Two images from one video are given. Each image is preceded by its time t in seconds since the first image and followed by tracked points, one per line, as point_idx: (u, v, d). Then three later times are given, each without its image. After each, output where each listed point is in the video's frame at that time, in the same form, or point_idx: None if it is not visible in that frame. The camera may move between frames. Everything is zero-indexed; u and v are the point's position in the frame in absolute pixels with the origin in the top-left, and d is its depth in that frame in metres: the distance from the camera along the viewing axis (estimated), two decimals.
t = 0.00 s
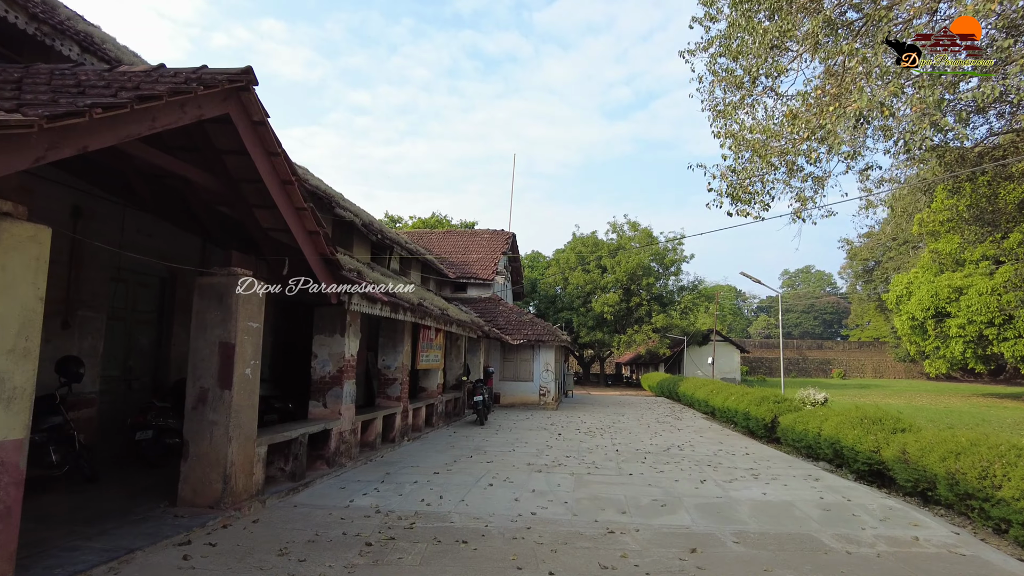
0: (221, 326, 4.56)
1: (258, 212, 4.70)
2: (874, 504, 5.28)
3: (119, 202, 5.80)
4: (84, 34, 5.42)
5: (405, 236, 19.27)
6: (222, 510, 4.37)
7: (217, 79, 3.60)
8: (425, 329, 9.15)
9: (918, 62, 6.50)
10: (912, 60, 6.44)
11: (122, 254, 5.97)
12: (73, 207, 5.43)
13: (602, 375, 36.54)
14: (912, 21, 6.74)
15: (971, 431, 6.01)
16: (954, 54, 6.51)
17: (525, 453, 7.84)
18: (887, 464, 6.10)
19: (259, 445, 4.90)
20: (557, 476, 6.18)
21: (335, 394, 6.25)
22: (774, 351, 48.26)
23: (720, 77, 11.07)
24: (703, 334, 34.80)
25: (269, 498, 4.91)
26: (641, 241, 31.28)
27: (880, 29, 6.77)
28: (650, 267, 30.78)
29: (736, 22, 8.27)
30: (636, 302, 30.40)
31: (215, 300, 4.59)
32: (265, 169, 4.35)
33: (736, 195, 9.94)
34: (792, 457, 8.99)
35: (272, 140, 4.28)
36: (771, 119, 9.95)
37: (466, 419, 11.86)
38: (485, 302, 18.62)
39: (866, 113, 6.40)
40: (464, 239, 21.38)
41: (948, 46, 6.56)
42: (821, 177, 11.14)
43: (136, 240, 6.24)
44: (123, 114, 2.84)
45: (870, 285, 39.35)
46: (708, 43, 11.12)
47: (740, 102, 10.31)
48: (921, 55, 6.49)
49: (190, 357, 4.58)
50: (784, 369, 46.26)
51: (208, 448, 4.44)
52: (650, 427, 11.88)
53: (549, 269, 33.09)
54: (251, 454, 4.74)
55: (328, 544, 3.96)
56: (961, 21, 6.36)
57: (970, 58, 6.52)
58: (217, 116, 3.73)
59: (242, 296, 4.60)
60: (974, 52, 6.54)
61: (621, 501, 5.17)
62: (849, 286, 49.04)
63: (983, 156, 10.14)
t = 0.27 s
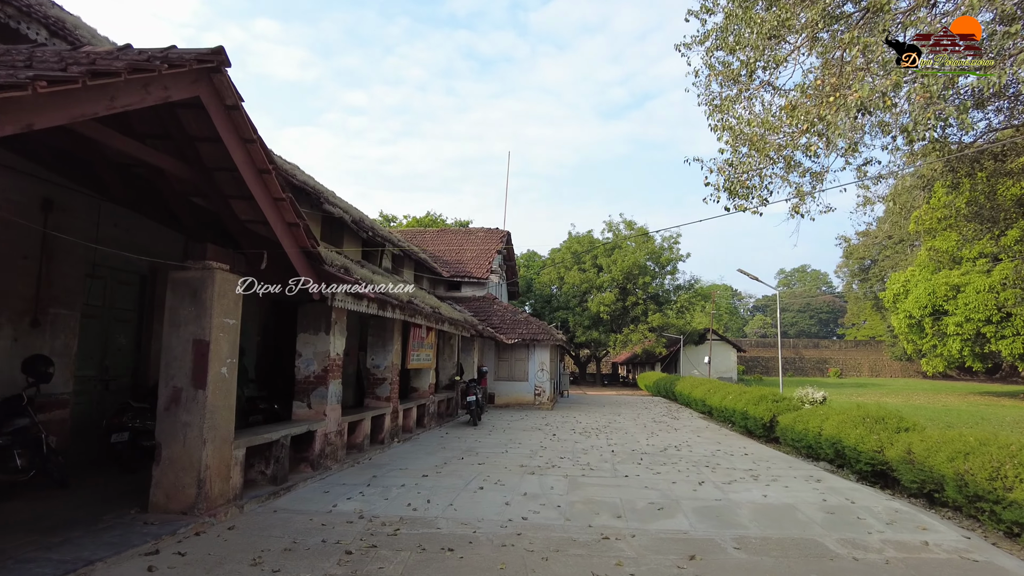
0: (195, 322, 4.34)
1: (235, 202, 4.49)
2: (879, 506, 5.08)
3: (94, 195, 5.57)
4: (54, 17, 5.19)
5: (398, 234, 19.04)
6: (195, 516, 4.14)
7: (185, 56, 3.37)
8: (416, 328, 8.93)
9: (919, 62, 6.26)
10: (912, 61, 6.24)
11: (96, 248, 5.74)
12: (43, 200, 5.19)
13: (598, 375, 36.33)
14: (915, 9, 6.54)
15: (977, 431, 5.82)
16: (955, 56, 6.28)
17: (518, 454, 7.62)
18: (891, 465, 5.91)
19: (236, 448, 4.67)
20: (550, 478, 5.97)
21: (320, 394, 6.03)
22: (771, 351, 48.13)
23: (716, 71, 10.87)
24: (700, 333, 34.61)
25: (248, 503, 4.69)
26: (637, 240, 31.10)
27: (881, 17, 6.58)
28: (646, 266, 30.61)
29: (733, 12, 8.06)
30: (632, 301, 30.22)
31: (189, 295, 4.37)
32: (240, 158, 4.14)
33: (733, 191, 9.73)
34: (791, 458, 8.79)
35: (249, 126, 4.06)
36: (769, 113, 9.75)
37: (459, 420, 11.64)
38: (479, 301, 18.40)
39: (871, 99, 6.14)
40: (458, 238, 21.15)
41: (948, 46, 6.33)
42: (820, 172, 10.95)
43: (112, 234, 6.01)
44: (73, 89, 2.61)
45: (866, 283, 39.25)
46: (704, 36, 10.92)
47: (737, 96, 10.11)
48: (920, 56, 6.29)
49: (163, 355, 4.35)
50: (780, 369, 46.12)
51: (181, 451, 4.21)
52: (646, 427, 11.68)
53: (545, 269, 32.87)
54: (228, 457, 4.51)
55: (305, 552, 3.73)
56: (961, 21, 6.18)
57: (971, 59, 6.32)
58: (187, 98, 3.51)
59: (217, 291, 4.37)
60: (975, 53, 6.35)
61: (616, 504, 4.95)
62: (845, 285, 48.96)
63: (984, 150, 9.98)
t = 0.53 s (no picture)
0: (163, 323, 4.10)
1: (206, 197, 4.24)
2: (884, 513, 4.87)
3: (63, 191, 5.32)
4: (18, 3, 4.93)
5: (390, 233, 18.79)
6: (164, 529, 3.90)
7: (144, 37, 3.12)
8: (405, 328, 8.70)
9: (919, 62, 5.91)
10: (913, 61, 5.88)
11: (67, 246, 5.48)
12: (8, 195, 4.94)
13: (593, 375, 36.11)
14: None
15: (983, 433, 5.62)
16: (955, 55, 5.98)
17: (510, 458, 7.40)
18: (895, 469, 5.70)
19: (210, 456, 4.43)
20: (542, 484, 5.75)
21: (302, 398, 5.80)
22: (766, 349, 48.02)
23: (712, 66, 10.64)
24: (695, 332, 34.42)
25: (222, 514, 4.45)
26: (632, 239, 30.90)
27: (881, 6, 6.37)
28: (641, 265, 30.40)
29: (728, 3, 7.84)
30: (627, 300, 30.03)
31: (157, 294, 4.13)
32: (210, 149, 3.90)
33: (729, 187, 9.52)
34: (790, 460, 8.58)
35: (218, 115, 3.81)
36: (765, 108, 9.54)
37: (450, 422, 11.41)
38: (472, 301, 18.16)
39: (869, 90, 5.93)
40: (451, 236, 20.91)
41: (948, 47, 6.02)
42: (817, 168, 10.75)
43: (85, 232, 5.75)
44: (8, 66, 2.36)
45: (861, 282, 39.16)
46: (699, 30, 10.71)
47: (733, 90, 9.89)
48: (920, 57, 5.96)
49: (130, 359, 4.11)
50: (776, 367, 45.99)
51: (148, 460, 3.97)
52: (642, 428, 11.46)
53: (539, 268, 32.62)
54: (200, 465, 4.27)
55: (278, 568, 3.50)
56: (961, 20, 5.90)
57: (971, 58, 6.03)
58: (147, 83, 3.26)
59: (187, 291, 4.14)
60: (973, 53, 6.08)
61: (610, 512, 4.73)
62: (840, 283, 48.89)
63: (986, 147, 9.79)
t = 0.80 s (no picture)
0: (133, 315, 3.85)
1: (181, 181, 3.99)
2: (892, 517, 4.67)
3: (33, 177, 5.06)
4: None
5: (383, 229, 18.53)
6: (132, 535, 3.66)
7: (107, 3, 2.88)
8: (395, 324, 8.46)
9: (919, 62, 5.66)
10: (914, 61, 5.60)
11: (38, 236, 5.23)
12: None
13: (588, 373, 35.91)
14: None
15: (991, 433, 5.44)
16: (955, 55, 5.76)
17: (502, 458, 7.17)
18: (900, 470, 5.51)
19: (185, 456, 4.19)
20: (535, 486, 5.52)
21: (286, 395, 5.57)
22: (761, 349, 47.93)
23: (710, 58, 10.43)
24: (691, 331, 34.25)
25: (197, 517, 4.21)
26: (628, 237, 30.71)
27: None
28: (636, 263, 30.20)
29: None
30: (622, 299, 29.84)
31: (127, 285, 3.89)
32: (183, 130, 3.67)
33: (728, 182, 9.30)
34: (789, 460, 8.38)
35: (191, 93, 3.57)
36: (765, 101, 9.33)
37: (442, 421, 11.18)
38: (466, 298, 17.93)
39: (883, 76, 5.66)
40: (445, 233, 20.66)
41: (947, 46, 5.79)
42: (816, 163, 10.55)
43: (58, 221, 5.49)
44: None
45: (856, 281, 39.06)
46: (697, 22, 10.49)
47: (732, 83, 9.67)
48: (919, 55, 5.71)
49: (97, 353, 3.86)
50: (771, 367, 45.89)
51: (116, 461, 3.73)
52: (638, 428, 11.25)
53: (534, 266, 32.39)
54: (173, 466, 4.03)
55: None
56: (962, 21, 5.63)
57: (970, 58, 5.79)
58: (112, 54, 3.02)
59: (159, 281, 3.90)
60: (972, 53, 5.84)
61: (606, 516, 4.51)
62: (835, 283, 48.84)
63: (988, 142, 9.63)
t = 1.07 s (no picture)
0: (96, 311, 3.63)
1: (149, 170, 3.76)
2: (893, 523, 4.50)
3: None
4: None
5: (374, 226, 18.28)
6: (92, 545, 3.44)
7: None
8: (382, 322, 8.23)
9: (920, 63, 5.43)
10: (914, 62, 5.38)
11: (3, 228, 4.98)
12: None
13: (580, 372, 35.73)
14: None
15: (994, 436, 5.27)
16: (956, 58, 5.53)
17: (491, 460, 6.97)
18: (901, 474, 5.35)
19: (153, 461, 3.97)
20: (524, 490, 5.32)
21: (265, 396, 5.35)
22: (753, 348, 47.90)
23: (705, 53, 10.25)
24: (683, 330, 34.13)
25: (166, 524, 3.99)
26: (620, 235, 30.55)
27: None
28: (629, 262, 30.03)
29: None
30: (615, 297, 29.68)
31: (90, 279, 3.66)
32: (149, 116, 3.45)
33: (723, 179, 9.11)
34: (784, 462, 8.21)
35: (156, 74, 3.34)
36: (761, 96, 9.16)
37: (432, 421, 10.98)
38: (457, 296, 17.71)
39: (884, 69, 5.46)
40: (437, 230, 20.43)
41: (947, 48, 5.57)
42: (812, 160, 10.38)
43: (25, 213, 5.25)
44: None
45: (848, 280, 39.07)
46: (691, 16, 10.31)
47: (727, 77, 9.48)
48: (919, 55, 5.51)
49: (57, 350, 3.64)
50: (763, 366, 45.86)
51: (75, 467, 3.51)
52: (630, 428, 11.07)
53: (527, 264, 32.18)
54: (139, 471, 3.82)
55: None
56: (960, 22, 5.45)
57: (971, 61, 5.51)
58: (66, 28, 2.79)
59: (124, 274, 3.68)
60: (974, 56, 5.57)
61: (596, 523, 4.32)
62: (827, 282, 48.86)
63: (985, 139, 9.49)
